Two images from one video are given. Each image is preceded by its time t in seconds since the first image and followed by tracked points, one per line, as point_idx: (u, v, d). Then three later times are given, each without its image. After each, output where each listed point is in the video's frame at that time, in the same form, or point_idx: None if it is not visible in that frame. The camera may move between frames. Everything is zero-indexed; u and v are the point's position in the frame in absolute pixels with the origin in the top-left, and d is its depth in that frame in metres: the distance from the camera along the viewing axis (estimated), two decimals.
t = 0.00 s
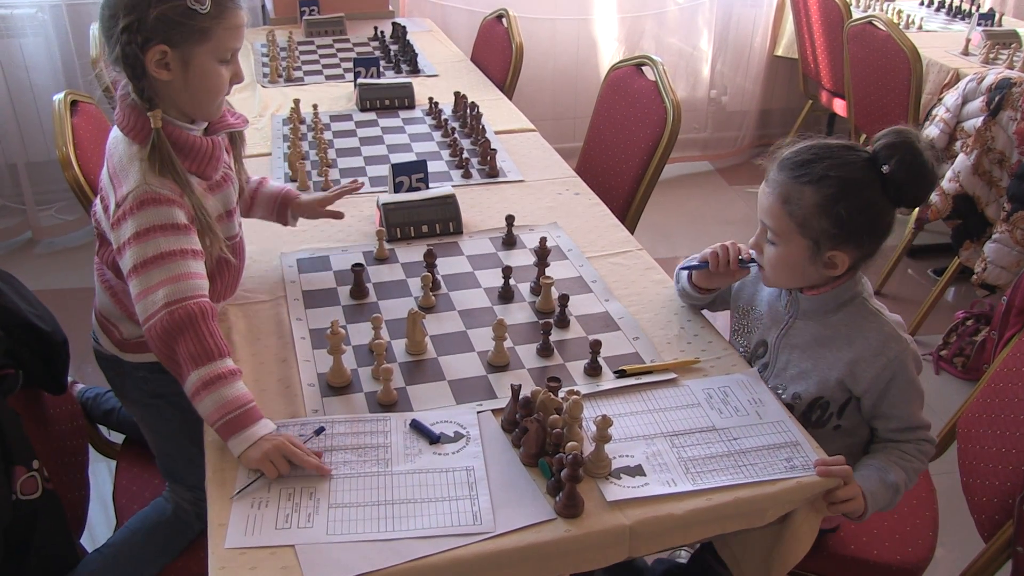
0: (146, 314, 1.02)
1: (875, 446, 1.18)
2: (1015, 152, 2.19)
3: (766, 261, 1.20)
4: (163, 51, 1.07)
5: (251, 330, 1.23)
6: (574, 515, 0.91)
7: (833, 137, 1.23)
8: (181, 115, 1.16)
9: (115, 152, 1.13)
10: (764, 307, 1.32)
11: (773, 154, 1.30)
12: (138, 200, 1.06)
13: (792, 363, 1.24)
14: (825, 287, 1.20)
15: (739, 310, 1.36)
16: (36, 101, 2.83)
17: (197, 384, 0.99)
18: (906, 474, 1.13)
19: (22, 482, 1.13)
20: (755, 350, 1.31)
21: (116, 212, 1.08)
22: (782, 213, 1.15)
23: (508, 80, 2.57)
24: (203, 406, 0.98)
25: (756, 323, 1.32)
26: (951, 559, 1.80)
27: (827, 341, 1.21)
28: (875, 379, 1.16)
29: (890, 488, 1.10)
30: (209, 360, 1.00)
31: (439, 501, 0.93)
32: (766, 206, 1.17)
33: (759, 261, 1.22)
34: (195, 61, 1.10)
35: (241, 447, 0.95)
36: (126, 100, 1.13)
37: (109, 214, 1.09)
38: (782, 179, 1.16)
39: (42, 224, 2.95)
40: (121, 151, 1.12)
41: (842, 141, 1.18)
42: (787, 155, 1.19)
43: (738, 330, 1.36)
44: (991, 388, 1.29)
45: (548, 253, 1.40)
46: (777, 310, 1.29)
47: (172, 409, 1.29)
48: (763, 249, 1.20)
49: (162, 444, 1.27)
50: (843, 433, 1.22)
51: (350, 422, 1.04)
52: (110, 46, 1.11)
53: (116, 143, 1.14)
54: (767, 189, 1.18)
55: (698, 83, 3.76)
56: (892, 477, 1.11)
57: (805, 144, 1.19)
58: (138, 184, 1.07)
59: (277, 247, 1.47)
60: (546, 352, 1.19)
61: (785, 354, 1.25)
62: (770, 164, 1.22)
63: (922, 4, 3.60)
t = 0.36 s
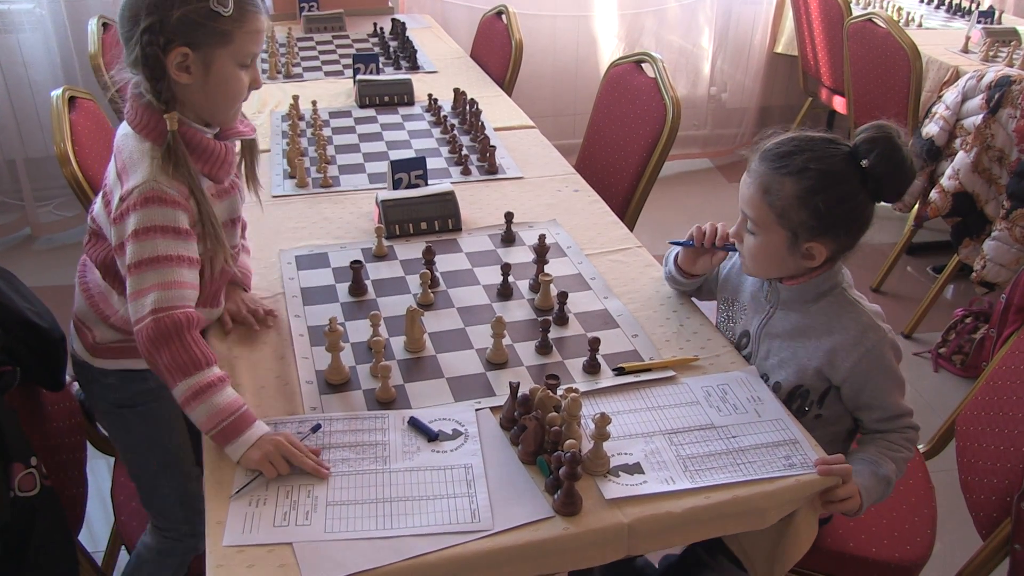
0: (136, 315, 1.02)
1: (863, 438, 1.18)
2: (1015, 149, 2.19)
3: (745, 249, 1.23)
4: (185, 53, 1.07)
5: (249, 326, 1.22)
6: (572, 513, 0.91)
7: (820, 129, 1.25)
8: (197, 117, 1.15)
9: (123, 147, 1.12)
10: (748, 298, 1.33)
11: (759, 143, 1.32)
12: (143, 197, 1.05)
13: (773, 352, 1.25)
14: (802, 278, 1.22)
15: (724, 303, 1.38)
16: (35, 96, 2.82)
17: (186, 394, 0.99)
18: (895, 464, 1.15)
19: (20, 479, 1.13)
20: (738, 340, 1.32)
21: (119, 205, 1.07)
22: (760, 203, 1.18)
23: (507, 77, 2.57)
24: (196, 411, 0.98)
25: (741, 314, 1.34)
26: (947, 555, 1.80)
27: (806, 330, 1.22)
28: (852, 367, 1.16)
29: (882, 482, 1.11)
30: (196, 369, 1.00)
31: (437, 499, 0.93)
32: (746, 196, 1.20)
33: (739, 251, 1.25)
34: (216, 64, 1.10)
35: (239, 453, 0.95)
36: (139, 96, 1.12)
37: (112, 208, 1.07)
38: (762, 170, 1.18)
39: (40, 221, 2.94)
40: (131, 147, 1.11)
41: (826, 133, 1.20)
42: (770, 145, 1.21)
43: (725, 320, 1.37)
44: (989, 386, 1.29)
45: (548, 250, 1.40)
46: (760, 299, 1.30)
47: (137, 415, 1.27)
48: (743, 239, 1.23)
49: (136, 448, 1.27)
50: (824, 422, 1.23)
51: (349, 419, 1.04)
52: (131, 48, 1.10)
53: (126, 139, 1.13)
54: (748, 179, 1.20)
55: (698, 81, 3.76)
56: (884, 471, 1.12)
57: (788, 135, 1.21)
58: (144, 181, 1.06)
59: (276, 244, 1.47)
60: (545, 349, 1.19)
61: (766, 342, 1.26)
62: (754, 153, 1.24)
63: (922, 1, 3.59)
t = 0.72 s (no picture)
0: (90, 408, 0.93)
1: (849, 436, 1.19)
2: (1011, 149, 2.18)
3: (732, 246, 1.24)
4: (193, 162, 0.97)
5: (249, 326, 1.22)
6: (571, 514, 0.91)
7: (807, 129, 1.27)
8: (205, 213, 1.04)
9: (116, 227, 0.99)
10: (736, 293, 1.36)
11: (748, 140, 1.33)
12: (141, 297, 0.93)
13: (758, 347, 1.27)
14: (785, 274, 1.24)
15: (713, 298, 1.40)
16: (34, 97, 2.82)
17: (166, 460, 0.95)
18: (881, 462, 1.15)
19: (27, 478, 1.15)
20: (726, 335, 1.35)
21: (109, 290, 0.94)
22: (750, 200, 1.19)
23: (505, 78, 2.57)
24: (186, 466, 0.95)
25: (729, 309, 1.37)
26: (944, 554, 1.80)
27: (788, 326, 1.24)
28: (831, 364, 1.18)
29: (870, 480, 1.11)
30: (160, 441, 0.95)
31: (436, 500, 0.93)
32: (734, 192, 1.21)
33: (726, 247, 1.26)
34: (224, 171, 1.00)
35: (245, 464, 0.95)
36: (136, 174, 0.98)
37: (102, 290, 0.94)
38: (751, 167, 1.19)
39: (40, 221, 2.94)
40: (131, 232, 0.97)
41: (813, 132, 1.21)
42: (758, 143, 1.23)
43: (713, 314, 1.40)
44: (987, 386, 1.29)
45: (547, 251, 1.40)
46: (747, 294, 1.33)
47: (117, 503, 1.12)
48: (730, 236, 1.25)
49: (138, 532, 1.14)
50: (809, 419, 1.23)
51: (346, 420, 1.04)
52: (132, 147, 0.97)
53: (115, 216, 1.00)
54: (737, 176, 1.21)
55: (696, 81, 3.76)
56: (872, 470, 1.12)
57: (775, 133, 1.23)
58: (147, 279, 0.93)
59: (274, 244, 1.48)
60: (543, 350, 1.19)
61: (751, 337, 1.29)
62: (742, 151, 1.26)
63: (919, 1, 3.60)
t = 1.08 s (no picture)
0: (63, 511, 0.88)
1: (845, 437, 1.19)
2: (1010, 151, 2.18)
3: (726, 248, 1.24)
4: (123, 212, 0.91)
5: (247, 325, 1.22)
6: (568, 512, 0.91)
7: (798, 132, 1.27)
8: (128, 265, 0.97)
9: (39, 310, 0.91)
10: (732, 294, 1.36)
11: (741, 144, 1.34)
12: (79, 390, 0.87)
13: (753, 348, 1.28)
14: (781, 275, 1.24)
15: (711, 300, 1.41)
16: (33, 92, 2.82)
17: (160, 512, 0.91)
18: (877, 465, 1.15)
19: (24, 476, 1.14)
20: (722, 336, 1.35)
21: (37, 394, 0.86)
22: (743, 201, 1.19)
23: (505, 77, 2.57)
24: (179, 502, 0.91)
25: (726, 310, 1.37)
26: (940, 555, 1.80)
27: (784, 328, 1.24)
28: (828, 366, 1.18)
29: (866, 482, 1.12)
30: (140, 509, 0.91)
31: (433, 498, 0.93)
32: (728, 194, 1.21)
33: (721, 250, 1.27)
34: (153, 218, 0.95)
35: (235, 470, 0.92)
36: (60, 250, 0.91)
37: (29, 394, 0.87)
38: (744, 169, 1.20)
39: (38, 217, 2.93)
40: (52, 312, 0.90)
41: (804, 134, 1.22)
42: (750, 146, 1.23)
43: (710, 314, 1.40)
44: (983, 388, 1.30)
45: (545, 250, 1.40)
46: (743, 295, 1.33)
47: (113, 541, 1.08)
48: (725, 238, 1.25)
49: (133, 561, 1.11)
50: (806, 420, 1.24)
51: (344, 417, 1.05)
52: (51, 197, 0.90)
53: (38, 301, 0.92)
54: (730, 179, 1.22)
55: (696, 81, 3.76)
56: (868, 472, 1.12)
57: (767, 136, 1.23)
58: (80, 370, 0.87)
59: (273, 242, 1.48)
60: (541, 349, 1.19)
61: (747, 339, 1.30)
62: (735, 153, 1.26)
63: (919, 3, 3.60)
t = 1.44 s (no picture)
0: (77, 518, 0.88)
1: (845, 437, 1.19)
2: (1012, 154, 2.18)
3: (727, 250, 1.25)
4: (68, 205, 0.88)
5: (248, 319, 1.22)
6: (566, 508, 0.91)
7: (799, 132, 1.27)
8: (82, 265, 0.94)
9: None
10: (731, 294, 1.36)
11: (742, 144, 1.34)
12: (32, 398, 0.85)
13: (753, 348, 1.28)
14: (781, 275, 1.24)
15: (711, 299, 1.41)
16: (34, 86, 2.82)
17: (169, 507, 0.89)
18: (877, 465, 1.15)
19: (24, 465, 1.14)
20: (722, 336, 1.35)
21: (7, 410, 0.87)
22: (743, 203, 1.19)
23: (507, 74, 2.57)
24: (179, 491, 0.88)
25: (726, 310, 1.37)
26: (937, 557, 1.80)
27: (784, 328, 1.24)
28: (828, 365, 1.18)
29: (864, 482, 1.12)
30: (146, 503, 0.88)
31: (432, 493, 0.93)
32: (729, 195, 1.21)
33: (721, 251, 1.27)
34: (107, 212, 0.91)
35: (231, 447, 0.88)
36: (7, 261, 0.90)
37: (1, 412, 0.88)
38: (745, 171, 1.20)
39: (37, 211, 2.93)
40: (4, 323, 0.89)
41: (805, 134, 1.22)
42: (750, 147, 1.23)
43: (710, 314, 1.40)
44: (983, 388, 1.29)
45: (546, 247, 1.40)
46: (743, 296, 1.33)
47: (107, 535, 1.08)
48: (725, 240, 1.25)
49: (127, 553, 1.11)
50: (806, 420, 1.24)
51: (343, 411, 1.05)
52: None
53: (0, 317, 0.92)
54: (730, 181, 1.22)
55: (698, 81, 3.76)
56: (867, 472, 1.12)
57: (768, 137, 1.23)
58: (28, 378, 0.85)
59: (273, 236, 1.48)
60: (541, 345, 1.19)
61: (746, 338, 1.30)
62: (735, 155, 1.26)
63: (923, 4, 3.60)
